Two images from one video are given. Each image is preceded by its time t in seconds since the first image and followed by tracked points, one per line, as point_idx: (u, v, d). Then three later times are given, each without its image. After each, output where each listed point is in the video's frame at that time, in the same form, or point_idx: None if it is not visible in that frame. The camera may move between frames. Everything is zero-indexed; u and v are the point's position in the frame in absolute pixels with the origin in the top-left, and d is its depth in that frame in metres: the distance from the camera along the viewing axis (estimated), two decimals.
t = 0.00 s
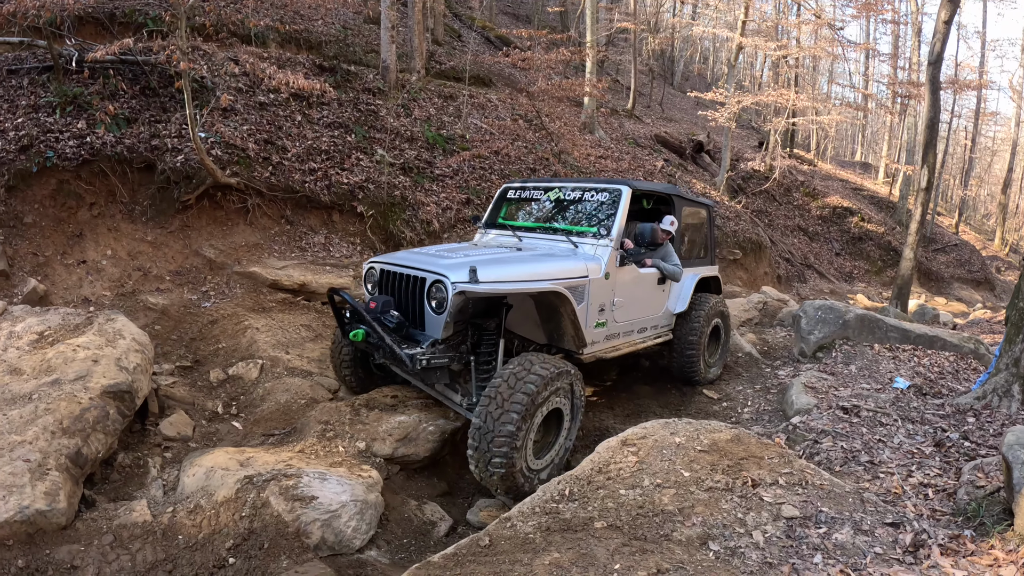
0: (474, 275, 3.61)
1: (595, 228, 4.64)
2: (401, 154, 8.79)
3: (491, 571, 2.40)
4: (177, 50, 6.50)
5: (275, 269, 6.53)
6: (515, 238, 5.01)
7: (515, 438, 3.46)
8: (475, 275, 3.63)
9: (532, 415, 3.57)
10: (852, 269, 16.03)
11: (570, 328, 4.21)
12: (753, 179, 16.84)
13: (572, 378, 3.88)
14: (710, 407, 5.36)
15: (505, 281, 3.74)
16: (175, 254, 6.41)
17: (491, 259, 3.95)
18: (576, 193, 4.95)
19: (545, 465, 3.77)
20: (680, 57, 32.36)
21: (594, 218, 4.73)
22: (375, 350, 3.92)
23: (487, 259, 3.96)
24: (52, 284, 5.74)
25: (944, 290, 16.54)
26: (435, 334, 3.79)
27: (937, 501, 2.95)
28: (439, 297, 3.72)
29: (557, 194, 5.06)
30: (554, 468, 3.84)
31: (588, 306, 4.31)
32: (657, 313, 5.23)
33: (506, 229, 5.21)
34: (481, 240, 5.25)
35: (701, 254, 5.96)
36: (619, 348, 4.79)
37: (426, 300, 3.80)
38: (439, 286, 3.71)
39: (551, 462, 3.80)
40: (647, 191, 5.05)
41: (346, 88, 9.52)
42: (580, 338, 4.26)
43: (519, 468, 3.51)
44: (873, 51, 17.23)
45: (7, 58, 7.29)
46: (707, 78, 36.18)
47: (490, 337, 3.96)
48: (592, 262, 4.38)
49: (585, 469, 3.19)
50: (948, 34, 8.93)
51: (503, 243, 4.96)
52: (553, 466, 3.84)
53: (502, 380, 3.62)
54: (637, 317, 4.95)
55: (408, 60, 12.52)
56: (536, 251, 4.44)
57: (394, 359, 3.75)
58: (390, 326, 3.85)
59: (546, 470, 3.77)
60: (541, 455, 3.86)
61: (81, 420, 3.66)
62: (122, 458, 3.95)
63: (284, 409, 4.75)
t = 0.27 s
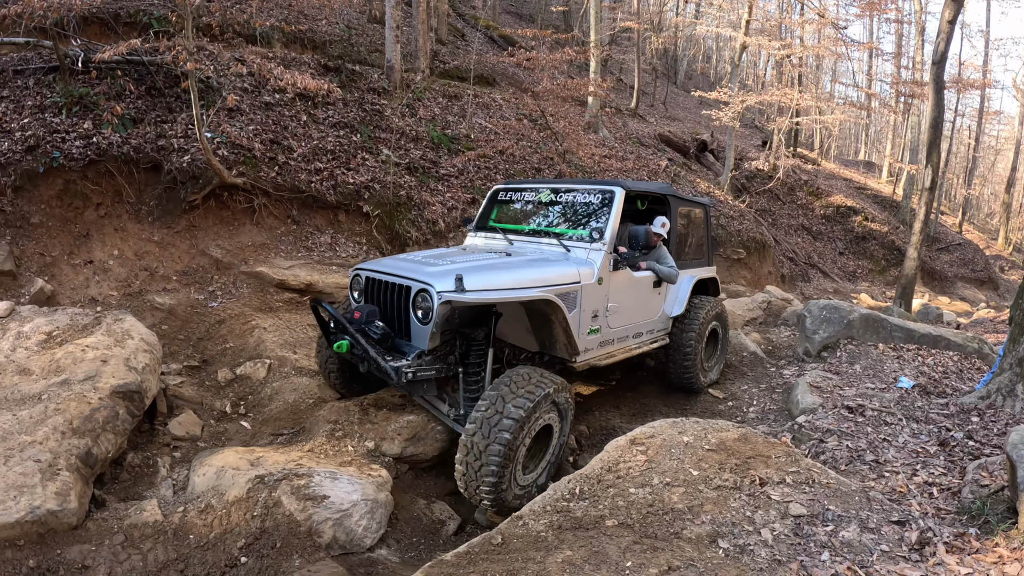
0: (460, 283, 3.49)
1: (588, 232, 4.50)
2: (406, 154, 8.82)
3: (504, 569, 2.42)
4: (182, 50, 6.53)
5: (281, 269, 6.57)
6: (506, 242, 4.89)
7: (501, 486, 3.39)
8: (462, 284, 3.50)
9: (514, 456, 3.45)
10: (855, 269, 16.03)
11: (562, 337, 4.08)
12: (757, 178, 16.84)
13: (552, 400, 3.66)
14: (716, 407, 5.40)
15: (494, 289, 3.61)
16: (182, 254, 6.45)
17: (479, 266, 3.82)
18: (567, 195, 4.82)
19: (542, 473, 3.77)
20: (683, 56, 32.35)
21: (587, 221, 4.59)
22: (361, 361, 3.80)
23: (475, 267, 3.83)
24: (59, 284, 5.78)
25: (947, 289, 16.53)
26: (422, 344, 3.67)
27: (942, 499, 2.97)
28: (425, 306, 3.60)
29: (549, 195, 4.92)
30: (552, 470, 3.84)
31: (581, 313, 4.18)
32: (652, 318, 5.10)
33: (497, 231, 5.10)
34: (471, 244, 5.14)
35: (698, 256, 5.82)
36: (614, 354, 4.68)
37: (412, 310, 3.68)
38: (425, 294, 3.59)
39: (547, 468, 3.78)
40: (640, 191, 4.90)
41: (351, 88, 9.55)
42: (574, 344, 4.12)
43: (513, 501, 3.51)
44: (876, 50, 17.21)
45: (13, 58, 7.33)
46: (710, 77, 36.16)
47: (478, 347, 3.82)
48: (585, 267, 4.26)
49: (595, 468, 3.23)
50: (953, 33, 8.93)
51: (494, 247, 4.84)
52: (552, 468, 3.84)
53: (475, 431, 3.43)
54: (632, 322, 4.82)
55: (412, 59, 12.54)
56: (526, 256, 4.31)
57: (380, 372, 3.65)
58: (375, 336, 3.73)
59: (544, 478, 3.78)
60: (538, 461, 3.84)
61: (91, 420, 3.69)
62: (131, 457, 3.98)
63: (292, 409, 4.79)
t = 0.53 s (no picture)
0: (469, 294, 3.31)
1: (597, 238, 4.43)
2: (411, 153, 8.84)
3: (514, 568, 2.44)
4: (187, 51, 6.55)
5: (287, 269, 6.60)
6: (510, 241, 4.82)
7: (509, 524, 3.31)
8: (471, 295, 3.33)
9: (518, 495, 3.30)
10: (859, 268, 16.02)
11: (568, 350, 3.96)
12: (760, 177, 16.83)
13: (551, 430, 3.42)
14: (721, 406, 5.43)
15: (502, 302, 3.45)
16: (187, 254, 6.48)
17: (487, 274, 3.64)
18: (577, 197, 4.73)
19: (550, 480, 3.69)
20: (686, 54, 32.33)
21: (596, 227, 4.51)
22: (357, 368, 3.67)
23: (483, 274, 3.65)
24: (65, 284, 5.80)
25: (951, 288, 16.52)
26: (423, 354, 3.47)
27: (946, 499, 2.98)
28: (429, 315, 3.40)
29: (557, 195, 4.85)
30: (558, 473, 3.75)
31: (588, 324, 4.07)
32: (656, 328, 5.01)
33: (499, 228, 5.02)
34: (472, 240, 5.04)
35: (702, 264, 5.76)
36: (617, 366, 4.58)
37: (414, 317, 3.48)
38: (431, 302, 3.39)
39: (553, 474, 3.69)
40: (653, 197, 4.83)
41: (355, 87, 9.57)
42: (580, 358, 3.99)
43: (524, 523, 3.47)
44: (880, 49, 17.18)
45: (18, 59, 7.37)
46: (714, 75, 36.14)
47: (481, 359, 3.60)
48: (595, 276, 4.16)
49: (602, 468, 3.24)
50: (956, 33, 8.92)
51: (498, 246, 4.76)
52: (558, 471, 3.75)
53: (474, 484, 3.22)
54: (636, 333, 4.72)
55: (416, 59, 12.56)
56: (533, 262, 4.15)
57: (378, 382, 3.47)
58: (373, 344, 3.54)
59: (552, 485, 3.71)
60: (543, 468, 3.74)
61: (99, 420, 3.72)
62: (138, 457, 4.01)
63: (298, 408, 4.82)
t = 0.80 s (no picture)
0: (462, 318, 3.09)
1: (600, 251, 4.26)
2: (416, 152, 8.85)
3: (523, 568, 2.44)
4: (192, 50, 6.56)
5: (292, 268, 6.62)
6: (506, 246, 4.66)
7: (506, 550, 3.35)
8: (463, 319, 3.11)
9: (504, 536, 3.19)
10: (863, 266, 15.98)
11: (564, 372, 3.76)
12: (764, 175, 16.80)
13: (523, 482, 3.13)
14: (726, 406, 5.44)
15: (496, 326, 3.24)
16: (192, 253, 6.50)
17: (482, 293, 3.42)
18: (582, 205, 4.56)
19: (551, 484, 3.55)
20: (691, 52, 32.29)
21: (599, 238, 4.35)
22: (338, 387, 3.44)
23: (476, 290, 3.44)
24: (70, 283, 5.82)
25: (955, 287, 16.47)
26: (409, 377, 3.26)
27: (952, 500, 2.98)
28: (417, 335, 3.20)
29: (559, 202, 4.69)
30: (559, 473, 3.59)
31: (585, 345, 3.88)
32: (654, 346, 4.85)
33: (495, 231, 4.85)
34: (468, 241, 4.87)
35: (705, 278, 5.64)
36: (612, 387, 4.41)
37: (402, 337, 3.28)
38: (418, 323, 3.18)
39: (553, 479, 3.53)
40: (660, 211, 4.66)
41: (360, 86, 9.58)
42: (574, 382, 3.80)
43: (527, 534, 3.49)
44: (885, 47, 17.13)
45: (24, 58, 7.39)
46: (718, 73, 36.10)
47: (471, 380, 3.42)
48: (596, 293, 3.98)
49: (609, 468, 3.25)
50: (962, 31, 8.89)
51: (494, 252, 4.60)
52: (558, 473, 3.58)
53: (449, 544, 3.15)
54: (634, 350, 4.55)
55: (421, 57, 12.57)
56: (531, 275, 3.93)
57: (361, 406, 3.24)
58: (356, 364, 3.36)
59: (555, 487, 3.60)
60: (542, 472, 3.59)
61: (105, 419, 3.74)
62: (145, 456, 4.03)
63: (304, 407, 4.83)
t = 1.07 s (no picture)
0: (436, 322, 3.00)
1: (586, 250, 4.17)
2: (420, 150, 8.86)
3: (526, 562, 2.45)
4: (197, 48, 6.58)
5: (296, 265, 6.65)
6: (488, 249, 4.54)
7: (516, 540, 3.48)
8: (437, 323, 3.02)
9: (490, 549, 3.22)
10: (868, 265, 15.94)
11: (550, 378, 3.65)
12: (768, 174, 16.77)
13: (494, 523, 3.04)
14: (729, 403, 5.48)
15: (473, 329, 3.15)
16: (197, 250, 6.52)
17: (457, 295, 3.33)
18: (565, 204, 4.47)
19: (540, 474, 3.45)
20: (695, 50, 32.23)
21: (585, 237, 4.26)
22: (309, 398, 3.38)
23: (452, 293, 3.34)
24: (75, 280, 5.85)
25: (960, 286, 16.43)
26: (383, 387, 3.19)
27: (955, 497, 2.98)
28: (390, 342, 3.12)
29: (542, 201, 4.59)
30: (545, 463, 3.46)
31: (572, 349, 3.78)
32: (644, 349, 4.74)
33: (478, 234, 4.74)
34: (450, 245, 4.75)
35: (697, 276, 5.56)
36: (603, 393, 4.30)
37: (373, 344, 3.21)
38: (391, 329, 3.10)
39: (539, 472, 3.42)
40: (646, 206, 4.58)
41: (364, 84, 9.61)
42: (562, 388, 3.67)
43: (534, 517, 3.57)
44: (889, 46, 17.08)
45: (29, 56, 7.43)
46: (723, 72, 36.02)
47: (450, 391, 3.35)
48: (582, 294, 3.88)
49: (612, 463, 3.26)
50: (966, 29, 8.86)
51: (476, 255, 4.48)
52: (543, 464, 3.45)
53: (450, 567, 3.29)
54: (624, 356, 4.45)
55: (425, 55, 12.58)
56: (512, 276, 3.83)
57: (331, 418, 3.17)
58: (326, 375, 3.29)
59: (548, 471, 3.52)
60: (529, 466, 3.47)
61: (110, 415, 3.77)
62: (149, 452, 4.06)
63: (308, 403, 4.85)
